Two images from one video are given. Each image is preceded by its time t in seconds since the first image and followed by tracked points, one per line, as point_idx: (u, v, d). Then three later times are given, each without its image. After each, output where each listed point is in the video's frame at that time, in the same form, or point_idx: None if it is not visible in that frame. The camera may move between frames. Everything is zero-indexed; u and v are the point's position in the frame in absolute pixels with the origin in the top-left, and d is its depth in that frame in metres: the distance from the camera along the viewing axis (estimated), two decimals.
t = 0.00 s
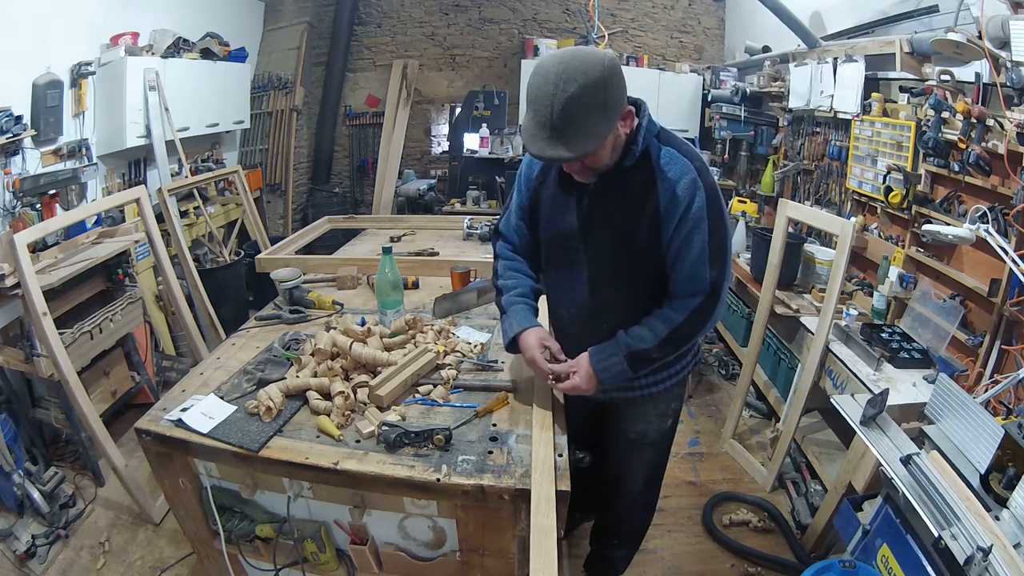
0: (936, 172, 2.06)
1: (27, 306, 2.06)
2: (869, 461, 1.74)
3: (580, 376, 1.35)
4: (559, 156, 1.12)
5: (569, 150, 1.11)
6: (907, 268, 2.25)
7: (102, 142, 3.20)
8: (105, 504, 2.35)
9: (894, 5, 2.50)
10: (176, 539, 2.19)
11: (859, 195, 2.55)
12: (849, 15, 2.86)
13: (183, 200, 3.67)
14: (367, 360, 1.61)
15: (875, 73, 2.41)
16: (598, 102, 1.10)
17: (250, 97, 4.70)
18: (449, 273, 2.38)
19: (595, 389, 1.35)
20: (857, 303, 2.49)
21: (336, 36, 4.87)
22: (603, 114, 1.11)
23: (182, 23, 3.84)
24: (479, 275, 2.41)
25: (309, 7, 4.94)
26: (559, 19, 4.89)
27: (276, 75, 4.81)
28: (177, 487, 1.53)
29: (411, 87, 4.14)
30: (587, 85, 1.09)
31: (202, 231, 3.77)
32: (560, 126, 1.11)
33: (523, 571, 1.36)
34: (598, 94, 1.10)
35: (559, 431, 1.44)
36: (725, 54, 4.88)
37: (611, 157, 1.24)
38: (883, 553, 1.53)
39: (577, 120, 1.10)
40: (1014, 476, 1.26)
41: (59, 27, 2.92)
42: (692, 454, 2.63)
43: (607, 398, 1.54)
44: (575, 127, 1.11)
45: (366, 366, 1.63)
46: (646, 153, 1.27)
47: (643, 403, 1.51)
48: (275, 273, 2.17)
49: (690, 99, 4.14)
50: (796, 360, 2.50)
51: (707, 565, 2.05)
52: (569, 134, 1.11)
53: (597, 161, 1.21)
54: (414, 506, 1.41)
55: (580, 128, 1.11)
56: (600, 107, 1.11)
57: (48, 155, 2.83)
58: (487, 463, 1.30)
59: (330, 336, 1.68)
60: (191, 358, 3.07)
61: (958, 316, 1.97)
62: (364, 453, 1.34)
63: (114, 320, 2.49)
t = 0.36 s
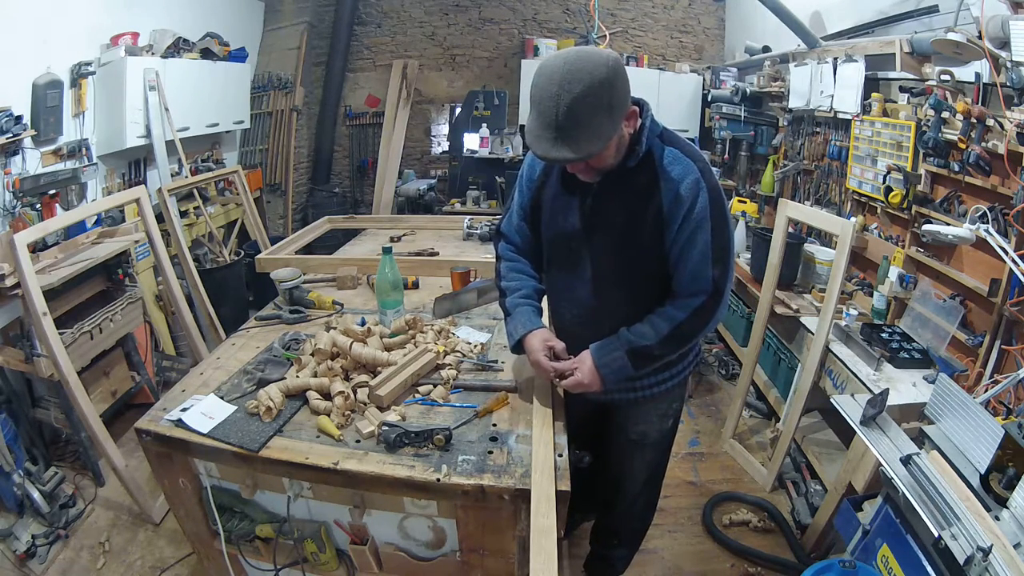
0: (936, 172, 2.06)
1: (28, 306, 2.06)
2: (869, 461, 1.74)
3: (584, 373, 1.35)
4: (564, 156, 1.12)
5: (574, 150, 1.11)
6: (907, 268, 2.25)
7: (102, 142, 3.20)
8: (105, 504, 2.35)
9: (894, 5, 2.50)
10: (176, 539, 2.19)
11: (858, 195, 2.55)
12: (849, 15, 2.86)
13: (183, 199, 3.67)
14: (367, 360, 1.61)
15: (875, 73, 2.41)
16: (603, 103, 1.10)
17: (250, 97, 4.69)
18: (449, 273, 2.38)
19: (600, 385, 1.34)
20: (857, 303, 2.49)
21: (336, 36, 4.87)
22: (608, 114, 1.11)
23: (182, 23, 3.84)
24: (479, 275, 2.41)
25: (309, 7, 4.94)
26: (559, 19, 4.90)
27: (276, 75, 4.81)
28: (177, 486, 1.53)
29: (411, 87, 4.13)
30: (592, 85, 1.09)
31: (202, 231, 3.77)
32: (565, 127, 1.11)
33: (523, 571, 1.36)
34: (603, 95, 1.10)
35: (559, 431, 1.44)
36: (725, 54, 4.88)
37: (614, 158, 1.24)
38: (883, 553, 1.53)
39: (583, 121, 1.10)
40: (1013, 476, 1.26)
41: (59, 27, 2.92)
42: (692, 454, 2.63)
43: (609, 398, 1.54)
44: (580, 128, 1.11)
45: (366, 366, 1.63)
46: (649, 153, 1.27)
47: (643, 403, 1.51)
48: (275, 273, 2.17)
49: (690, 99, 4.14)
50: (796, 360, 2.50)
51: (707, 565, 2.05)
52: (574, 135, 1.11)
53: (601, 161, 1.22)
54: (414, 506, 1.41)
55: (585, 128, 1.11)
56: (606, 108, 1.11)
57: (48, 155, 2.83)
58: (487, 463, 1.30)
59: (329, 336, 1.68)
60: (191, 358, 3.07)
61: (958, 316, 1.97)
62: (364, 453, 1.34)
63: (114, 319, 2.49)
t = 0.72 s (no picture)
0: (936, 172, 2.06)
1: (27, 306, 2.06)
2: (869, 461, 1.74)
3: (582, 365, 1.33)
4: (567, 155, 1.12)
5: (577, 149, 1.11)
6: (907, 268, 2.25)
7: (102, 142, 3.20)
8: (105, 504, 2.35)
9: (894, 5, 2.50)
10: (176, 539, 2.19)
11: (858, 195, 2.55)
12: (849, 15, 2.86)
13: (183, 199, 3.67)
14: (367, 360, 1.61)
15: (875, 74, 2.41)
16: (607, 103, 1.10)
17: (250, 97, 4.69)
18: (449, 273, 2.38)
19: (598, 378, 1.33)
20: (857, 303, 2.49)
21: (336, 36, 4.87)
22: (611, 114, 1.11)
23: (182, 23, 3.84)
24: (479, 275, 2.41)
25: (309, 7, 4.94)
26: (559, 19, 4.90)
27: (276, 75, 4.81)
28: (177, 486, 1.53)
29: (411, 87, 4.13)
30: (596, 85, 1.09)
31: (202, 231, 3.77)
32: (568, 126, 1.11)
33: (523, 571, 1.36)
34: (607, 95, 1.10)
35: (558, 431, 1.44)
36: (725, 54, 4.88)
37: (616, 157, 1.24)
38: (883, 553, 1.53)
39: (586, 120, 1.10)
40: (1013, 476, 1.26)
41: (59, 27, 2.92)
42: (692, 454, 2.63)
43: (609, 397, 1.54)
44: (583, 127, 1.11)
45: (366, 366, 1.63)
46: (651, 153, 1.27)
47: (643, 403, 1.51)
48: (276, 273, 2.17)
49: (690, 99, 4.14)
50: (796, 360, 2.50)
51: (707, 565, 2.05)
52: (577, 134, 1.11)
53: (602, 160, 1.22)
54: (414, 506, 1.41)
55: (588, 128, 1.11)
56: (609, 107, 1.11)
57: (48, 155, 2.83)
58: (487, 463, 1.30)
59: (330, 336, 1.68)
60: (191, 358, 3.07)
61: (958, 316, 1.97)
62: (364, 453, 1.34)
63: (114, 320, 2.49)
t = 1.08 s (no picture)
0: (936, 172, 2.06)
1: (27, 306, 2.06)
2: (869, 461, 1.74)
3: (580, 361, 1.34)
4: (570, 151, 1.12)
5: (579, 145, 1.11)
6: (907, 268, 2.25)
7: (102, 142, 3.20)
8: (105, 504, 2.34)
9: (894, 5, 2.50)
10: (176, 539, 2.19)
11: (858, 195, 2.55)
12: (849, 15, 2.86)
13: (183, 199, 3.67)
14: (367, 360, 1.61)
15: (875, 74, 2.41)
16: (610, 100, 1.11)
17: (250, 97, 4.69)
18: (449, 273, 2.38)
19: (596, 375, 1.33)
20: (857, 303, 2.49)
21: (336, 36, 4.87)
22: (613, 111, 1.11)
23: (182, 23, 3.84)
24: (479, 275, 2.41)
25: (309, 7, 4.94)
26: (559, 19, 4.90)
27: (276, 75, 4.81)
28: (177, 486, 1.53)
29: (411, 86, 4.12)
30: (599, 82, 1.09)
31: (202, 231, 3.77)
32: (570, 122, 1.11)
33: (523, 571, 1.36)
34: (610, 92, 1.10)
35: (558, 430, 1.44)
36: (725, 54, 4.88)
37: (618, 154, 1.24)
38: (883, 553, 1.53)
39: (589, 116, 1.10)
40: (1013, 476, 1.26)
41: (59, 27, 2.91)
42: (692, 454, 2.63)
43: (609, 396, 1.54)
44: (585, 123, 1.10)
45: (366, 366, 1.63)
46: (652, 151, 1.27)
47: (643, 402, 1.51)
48: (275, 273, 2.17)
49: (690, 99, 4.14)
50: (796, 360, 2.50)
51: (707, 565, 2.05)
52: (580, 130, 1.11)
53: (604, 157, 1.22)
54: (414, 506, 1.41)
55: (590, 124, 1.11)
56: (611, 104, 1.11)
57: (48, 155, 2.83)
58: (487, 463, 1.30)
59: (330, 336, 1.68)
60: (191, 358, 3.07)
61: (958, 316, 1.97)
62: (364, 453, 1.34)
63: (114, 320, 2.49)
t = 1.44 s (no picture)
0: (936, 172, 2.06)
1: (27, 306, 2.06)
2: (869, 461, 1.74)
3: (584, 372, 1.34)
4: (572, 149, 1.12)
5: (580, 143, 1.11)
6: (907, 268, 2.25)
7: (102, 142, 3.20)
8: (105, 504, 2.35)
9: (894, 5, 2.50)
10: (176, 539, 2.19)
11: (859, 195, 2.55)
12: (849, 15, 2.87)
13: (183, 199, 3.67)
14: (367, 360, 1.61)
15: (875, 74, 2.40)
16: (611, 99, 1.11)
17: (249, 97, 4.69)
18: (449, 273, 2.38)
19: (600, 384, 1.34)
20: (857, 303, 2.49)
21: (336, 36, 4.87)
22: (615, 110, 1.11)
23: (182, 23, 3.84)
24: (479, 275, 2.41)
25: (309, 7, 4.94)
26: (559, 19, 4.90)
27: (276, 75, 4.81)
28: (177, 486, 1.53)
29: (411, 86, 4.12)
30: (601, 81, 1.09)
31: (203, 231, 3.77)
32: (571, 121, 1.11)
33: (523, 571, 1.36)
34: (611, 91, 1.10)
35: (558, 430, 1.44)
36: (725, 54, 4.88)
37: (619, 153, 1.24)
38: (883, 553, 1.53)
39: (590, 116, 1.10)
40: (1013, 476, 1.27)
41: (59, 27, 2.91)
42: (692, 454, 2.63)
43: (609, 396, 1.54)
44: (587, 122, 1.11)
45: (366, 366, 1.63)
46: (653, 151, 1.27)
47: (643, 402, 1.51)
48: (275, 273, 2.17)
49: (690, 99, 4.15)
50: (796, 360, 2.50)
51: (706, 565, 2.05)
52: (581, 128, 1.11)
53: (604, 156, 1.22)
54: (414, 506, 1.41)
55: (591, 123, 1.11)
56: (613, 103, 1.11)
57: (48, 155, 2.83)
58: (487, 463, 1.30)
59: (330, 336, 1.68)
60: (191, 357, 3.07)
61: (958, 316, 1.97)
62: (364, 453, 1.34)
63: (114, 320, 2.49)
